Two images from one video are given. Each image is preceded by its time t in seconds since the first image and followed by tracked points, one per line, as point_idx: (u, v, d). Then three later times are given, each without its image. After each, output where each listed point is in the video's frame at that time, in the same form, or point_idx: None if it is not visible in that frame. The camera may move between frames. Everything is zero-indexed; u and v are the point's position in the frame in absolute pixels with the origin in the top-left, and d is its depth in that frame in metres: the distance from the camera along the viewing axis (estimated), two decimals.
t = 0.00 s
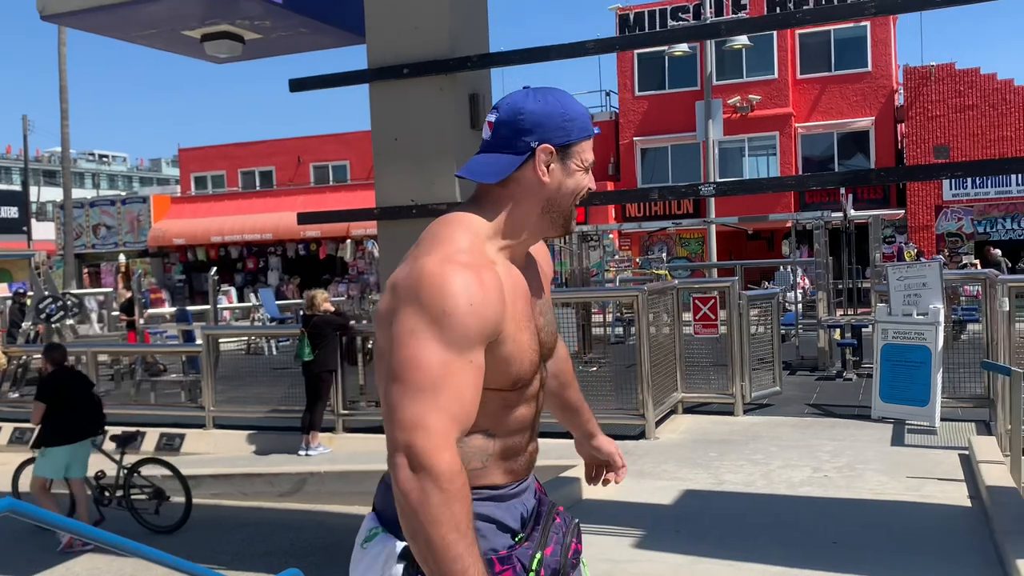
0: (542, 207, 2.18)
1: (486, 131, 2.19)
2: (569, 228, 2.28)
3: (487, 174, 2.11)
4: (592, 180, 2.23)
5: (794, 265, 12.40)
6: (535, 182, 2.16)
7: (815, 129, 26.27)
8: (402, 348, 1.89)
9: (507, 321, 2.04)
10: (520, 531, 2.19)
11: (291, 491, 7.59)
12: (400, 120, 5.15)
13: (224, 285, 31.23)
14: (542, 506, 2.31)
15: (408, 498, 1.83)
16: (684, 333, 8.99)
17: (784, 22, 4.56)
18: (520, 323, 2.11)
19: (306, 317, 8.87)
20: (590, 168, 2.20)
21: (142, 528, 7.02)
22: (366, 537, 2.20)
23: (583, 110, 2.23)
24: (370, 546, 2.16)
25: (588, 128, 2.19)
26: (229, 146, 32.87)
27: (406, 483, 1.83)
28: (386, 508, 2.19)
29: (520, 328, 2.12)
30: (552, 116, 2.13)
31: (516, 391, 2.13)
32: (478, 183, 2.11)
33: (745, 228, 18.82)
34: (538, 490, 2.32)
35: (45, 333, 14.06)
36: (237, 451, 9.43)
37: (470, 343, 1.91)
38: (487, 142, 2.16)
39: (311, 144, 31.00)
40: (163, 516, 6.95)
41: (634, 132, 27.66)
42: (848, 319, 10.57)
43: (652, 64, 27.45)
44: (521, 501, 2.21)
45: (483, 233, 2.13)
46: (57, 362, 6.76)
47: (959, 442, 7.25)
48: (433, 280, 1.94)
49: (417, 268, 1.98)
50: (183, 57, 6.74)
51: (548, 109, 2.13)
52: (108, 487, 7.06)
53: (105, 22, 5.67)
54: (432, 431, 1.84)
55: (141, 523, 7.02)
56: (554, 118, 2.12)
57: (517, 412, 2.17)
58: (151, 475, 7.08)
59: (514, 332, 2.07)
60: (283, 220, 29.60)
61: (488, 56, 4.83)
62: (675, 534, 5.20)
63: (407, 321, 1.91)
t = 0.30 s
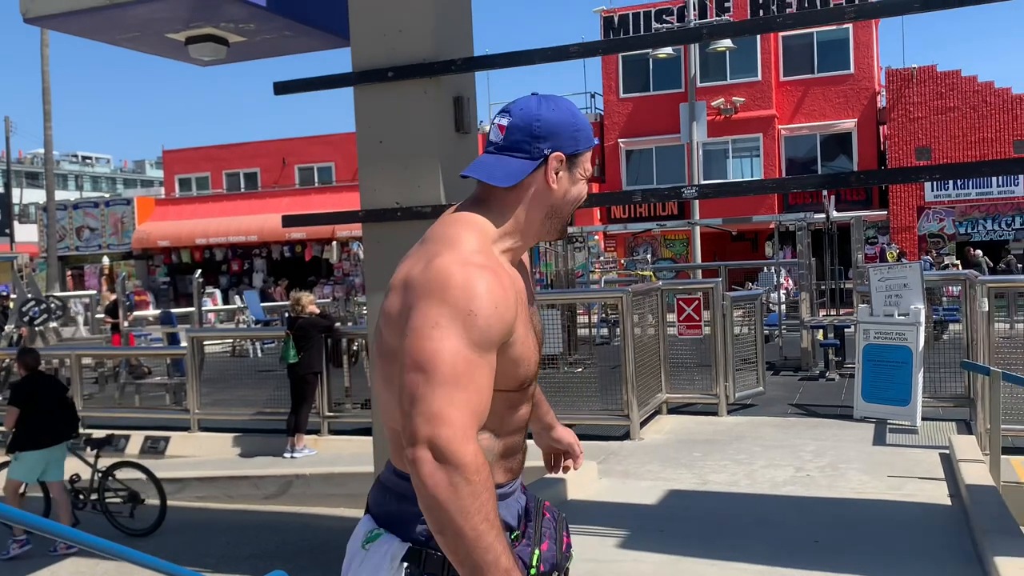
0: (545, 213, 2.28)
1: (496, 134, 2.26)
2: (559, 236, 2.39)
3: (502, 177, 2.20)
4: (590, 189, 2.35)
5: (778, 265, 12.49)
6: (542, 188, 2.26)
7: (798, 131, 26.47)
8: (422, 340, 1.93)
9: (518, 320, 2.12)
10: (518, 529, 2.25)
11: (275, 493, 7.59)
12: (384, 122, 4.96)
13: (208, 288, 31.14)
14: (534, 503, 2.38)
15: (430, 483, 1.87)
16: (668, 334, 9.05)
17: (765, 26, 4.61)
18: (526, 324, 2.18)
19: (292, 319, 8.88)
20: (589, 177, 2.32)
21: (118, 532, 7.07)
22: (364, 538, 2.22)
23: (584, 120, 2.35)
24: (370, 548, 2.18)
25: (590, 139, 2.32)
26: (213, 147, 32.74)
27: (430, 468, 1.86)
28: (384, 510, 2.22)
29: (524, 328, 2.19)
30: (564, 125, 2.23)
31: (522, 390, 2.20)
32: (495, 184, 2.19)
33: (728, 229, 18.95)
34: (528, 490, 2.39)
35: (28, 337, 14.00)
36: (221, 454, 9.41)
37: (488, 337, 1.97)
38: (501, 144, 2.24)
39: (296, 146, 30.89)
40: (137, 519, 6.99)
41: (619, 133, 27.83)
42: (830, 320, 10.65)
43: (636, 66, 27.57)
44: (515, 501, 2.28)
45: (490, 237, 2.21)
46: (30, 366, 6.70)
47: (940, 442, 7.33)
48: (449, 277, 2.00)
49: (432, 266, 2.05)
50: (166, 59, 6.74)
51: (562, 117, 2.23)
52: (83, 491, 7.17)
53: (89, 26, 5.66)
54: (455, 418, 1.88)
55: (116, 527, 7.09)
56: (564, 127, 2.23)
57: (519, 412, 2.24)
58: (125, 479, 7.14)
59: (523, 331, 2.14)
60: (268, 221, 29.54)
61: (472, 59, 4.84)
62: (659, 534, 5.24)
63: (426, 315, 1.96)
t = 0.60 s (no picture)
0: (545, 222, 2.37)
1: (503, 145, 2.34)
2: (552, 244, 2.49)
3: (509, 185, 2.28)
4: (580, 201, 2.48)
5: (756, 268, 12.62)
6: (545, 199, 2.36)
7: (777, 134, 26.71)
8: (448, 338, 1.96)
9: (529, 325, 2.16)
10: (516, 532, 2.31)
11: (257, 498, 7.62)
12: (364, 128, 4.92)
13: (189, 292, 31.03)
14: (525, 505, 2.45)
15: (439, 482, 1.89)
16: (648, 336, 9.24)
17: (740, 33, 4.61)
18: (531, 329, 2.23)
19: (274, 323, 8.89)
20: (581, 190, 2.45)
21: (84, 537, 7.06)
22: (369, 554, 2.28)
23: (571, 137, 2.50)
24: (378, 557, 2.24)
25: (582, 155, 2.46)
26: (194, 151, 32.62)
27: (446, 466, 1.89)
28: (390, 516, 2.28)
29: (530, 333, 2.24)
30: (566, 140, 2.35)
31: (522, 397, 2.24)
32: (505, 192, 2.28)
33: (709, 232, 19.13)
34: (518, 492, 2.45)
35: (7, 343, 13.91)
36: (202, 459, 9.39)
37: (506, 344, 2.00)
38: (511, 153, 2.31)
39: (277, 149, 30.82)
40: (103, 524, 7.02)
41: (600, 137, 27.99)
42: (808, 322, 10.76)
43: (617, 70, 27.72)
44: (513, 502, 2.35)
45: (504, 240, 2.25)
46: None
47: (914, 442, 7.43)
48: (475, 278, 2.04)
49: (457, 266, 2.07)
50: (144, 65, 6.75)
51: (565, 132, 2.35)
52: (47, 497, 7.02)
53: (68, 32, 5.66)
54: (469, 422, 1.92)
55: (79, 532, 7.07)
56: (566, 142, 2.35)
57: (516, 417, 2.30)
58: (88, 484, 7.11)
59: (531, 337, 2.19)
60: (249, 225, 29.47)
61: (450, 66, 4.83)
62: (638, 536, 5.30)
63: (452, 316, 1.98)
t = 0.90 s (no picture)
0: (543, 228, 2.51)
1: (502, 153, 2.46)
2: (547, 249, 2.62)
3: (511, 192, 2.40)
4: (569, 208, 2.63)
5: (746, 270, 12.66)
6: (544, 205, 2.50)
7: (765, 137, 26.82)
8: (458, 344, 2.03)
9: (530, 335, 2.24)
10: (517, 533, 2.31)
11: (245, 502, 7.58)
12: (352, 131, 4.91)
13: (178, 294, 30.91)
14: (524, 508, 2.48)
15: (431, 484, 1.97)
16: (636, 338, 9.17)
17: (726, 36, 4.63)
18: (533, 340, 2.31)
19: (263, 326, 8.87)
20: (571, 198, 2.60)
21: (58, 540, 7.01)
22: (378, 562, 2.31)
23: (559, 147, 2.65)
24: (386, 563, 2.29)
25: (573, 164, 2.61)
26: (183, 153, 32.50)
27: (444, 468, 1.97)
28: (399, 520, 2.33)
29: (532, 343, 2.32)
30: (562, 148, 2.49)
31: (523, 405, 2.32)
32: (509, 197, 2.40)
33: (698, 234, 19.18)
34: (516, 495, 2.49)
35: None
36: (190, 463, 9.36)
37: (509, 356, 2.09)
38: (511, 161, 2.43)
39: (267, 151, 30.75)
40: (80, 528, 7.01)
41: (590, 139, 28.05)
42: (796, 324, 10.81)
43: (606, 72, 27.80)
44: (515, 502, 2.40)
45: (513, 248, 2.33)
46: None
47: (901, 443, 7.47)
48: (486, 285, 2.12)
49: (469, 271, 2.15)
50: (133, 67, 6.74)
51: (561, 140, 2.50)
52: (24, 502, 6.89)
53: (55, 34, 5.64)
54: (469, 429, 1.99)
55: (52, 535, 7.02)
56: (563, 150, 2.49)
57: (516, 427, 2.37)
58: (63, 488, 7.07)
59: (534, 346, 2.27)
60: (239, 227, 29.40)
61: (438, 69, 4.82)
62: (627, 538, 5.30)
63: (462, 323, 2.06)
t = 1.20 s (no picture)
0: (536, 235, 2.57)
1: (493, 164, 2.52)
2: (538, 256, 2.68)
3: (508, 200, 2.47)
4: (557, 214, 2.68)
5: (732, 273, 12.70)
6: (537, 211, 2.56)
7: (752, 140, 26.95)
8: (470, 346, 2.10)
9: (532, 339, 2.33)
10: (524, 535, 2.34)
11: (232, 507, 7.55)
12: (338, 135, 4.91)
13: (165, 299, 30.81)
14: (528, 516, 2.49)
15: (443, 481, 2.04)
16: (624, 341, 9.22)
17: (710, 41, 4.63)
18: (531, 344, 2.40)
19: (250, 330, 8.85)
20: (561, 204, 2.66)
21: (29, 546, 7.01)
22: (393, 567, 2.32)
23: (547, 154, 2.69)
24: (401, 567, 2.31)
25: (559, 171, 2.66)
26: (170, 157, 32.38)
27: (456, 464, 2.05)
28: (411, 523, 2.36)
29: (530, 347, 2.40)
30: (551, 157, 2.56)
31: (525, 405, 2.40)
32: (504, 207, 2.46)
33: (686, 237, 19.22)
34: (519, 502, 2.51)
35: None
36: (178, 468, 9.32)
37: (517, 357, 2.17)
38: (503, 171, 2.49)
39: (255, 155, 30.67)
40: (49, 534, 7.03)
41: (577, 143, 28.12)
42: (783, 327, 10.86)
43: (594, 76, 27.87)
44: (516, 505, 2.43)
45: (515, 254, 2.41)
46: None
47: (887, 446, 7.50)
48: (497, 289, 2.20)
49: (479, 275, 2.23)
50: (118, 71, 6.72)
51: (549, 148, 2.55)
52: None
53: (40, 38, 5.62)
54: (480, 429, 2.07)
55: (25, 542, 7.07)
56: (551, 158, 2.55)
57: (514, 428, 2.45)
58: (37, 494, 7.13)
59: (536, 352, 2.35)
60: (226, 231, 29.32)
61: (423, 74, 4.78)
62: (614, 541, 5.31)
63: (473, 324, 2.13)
